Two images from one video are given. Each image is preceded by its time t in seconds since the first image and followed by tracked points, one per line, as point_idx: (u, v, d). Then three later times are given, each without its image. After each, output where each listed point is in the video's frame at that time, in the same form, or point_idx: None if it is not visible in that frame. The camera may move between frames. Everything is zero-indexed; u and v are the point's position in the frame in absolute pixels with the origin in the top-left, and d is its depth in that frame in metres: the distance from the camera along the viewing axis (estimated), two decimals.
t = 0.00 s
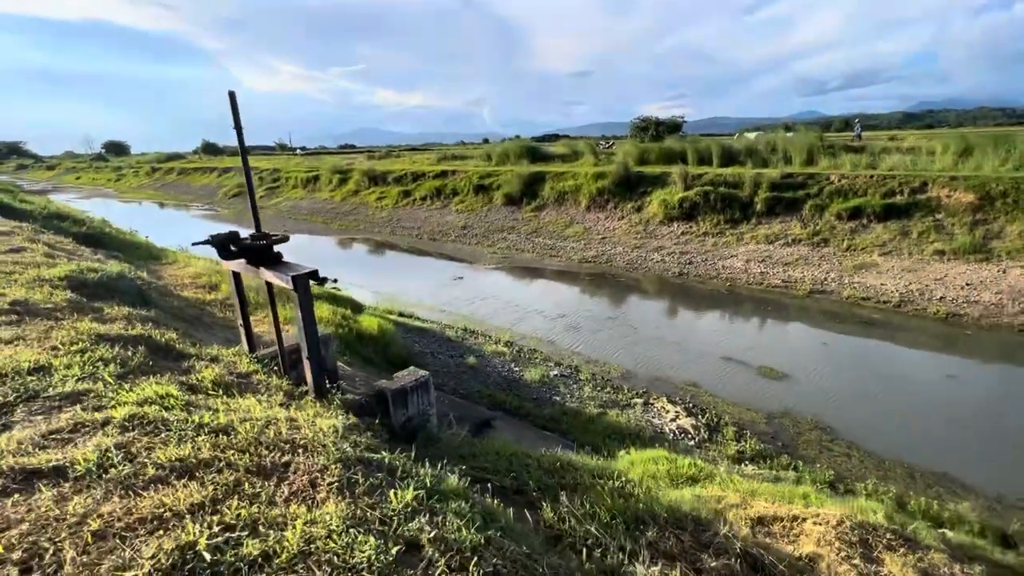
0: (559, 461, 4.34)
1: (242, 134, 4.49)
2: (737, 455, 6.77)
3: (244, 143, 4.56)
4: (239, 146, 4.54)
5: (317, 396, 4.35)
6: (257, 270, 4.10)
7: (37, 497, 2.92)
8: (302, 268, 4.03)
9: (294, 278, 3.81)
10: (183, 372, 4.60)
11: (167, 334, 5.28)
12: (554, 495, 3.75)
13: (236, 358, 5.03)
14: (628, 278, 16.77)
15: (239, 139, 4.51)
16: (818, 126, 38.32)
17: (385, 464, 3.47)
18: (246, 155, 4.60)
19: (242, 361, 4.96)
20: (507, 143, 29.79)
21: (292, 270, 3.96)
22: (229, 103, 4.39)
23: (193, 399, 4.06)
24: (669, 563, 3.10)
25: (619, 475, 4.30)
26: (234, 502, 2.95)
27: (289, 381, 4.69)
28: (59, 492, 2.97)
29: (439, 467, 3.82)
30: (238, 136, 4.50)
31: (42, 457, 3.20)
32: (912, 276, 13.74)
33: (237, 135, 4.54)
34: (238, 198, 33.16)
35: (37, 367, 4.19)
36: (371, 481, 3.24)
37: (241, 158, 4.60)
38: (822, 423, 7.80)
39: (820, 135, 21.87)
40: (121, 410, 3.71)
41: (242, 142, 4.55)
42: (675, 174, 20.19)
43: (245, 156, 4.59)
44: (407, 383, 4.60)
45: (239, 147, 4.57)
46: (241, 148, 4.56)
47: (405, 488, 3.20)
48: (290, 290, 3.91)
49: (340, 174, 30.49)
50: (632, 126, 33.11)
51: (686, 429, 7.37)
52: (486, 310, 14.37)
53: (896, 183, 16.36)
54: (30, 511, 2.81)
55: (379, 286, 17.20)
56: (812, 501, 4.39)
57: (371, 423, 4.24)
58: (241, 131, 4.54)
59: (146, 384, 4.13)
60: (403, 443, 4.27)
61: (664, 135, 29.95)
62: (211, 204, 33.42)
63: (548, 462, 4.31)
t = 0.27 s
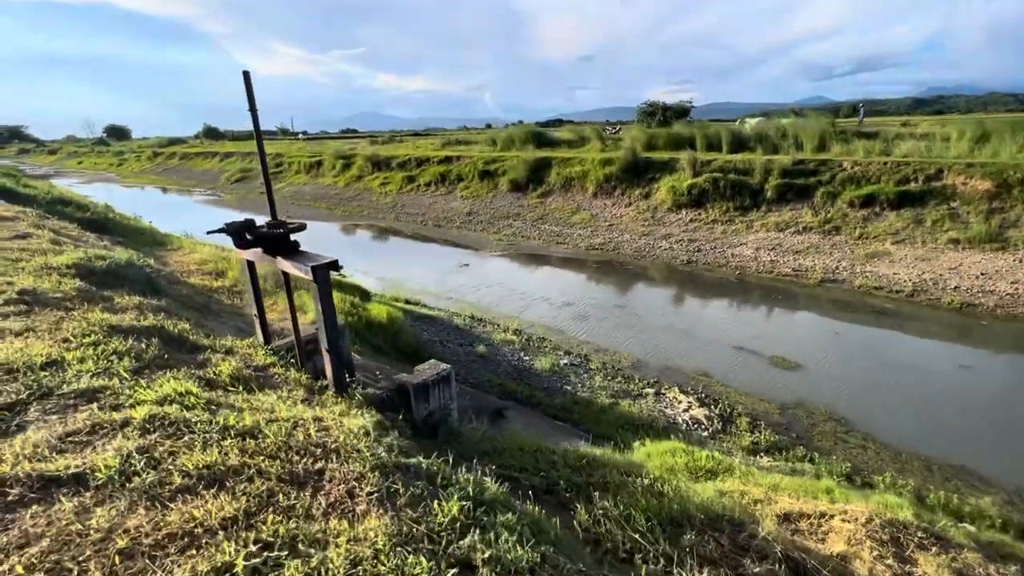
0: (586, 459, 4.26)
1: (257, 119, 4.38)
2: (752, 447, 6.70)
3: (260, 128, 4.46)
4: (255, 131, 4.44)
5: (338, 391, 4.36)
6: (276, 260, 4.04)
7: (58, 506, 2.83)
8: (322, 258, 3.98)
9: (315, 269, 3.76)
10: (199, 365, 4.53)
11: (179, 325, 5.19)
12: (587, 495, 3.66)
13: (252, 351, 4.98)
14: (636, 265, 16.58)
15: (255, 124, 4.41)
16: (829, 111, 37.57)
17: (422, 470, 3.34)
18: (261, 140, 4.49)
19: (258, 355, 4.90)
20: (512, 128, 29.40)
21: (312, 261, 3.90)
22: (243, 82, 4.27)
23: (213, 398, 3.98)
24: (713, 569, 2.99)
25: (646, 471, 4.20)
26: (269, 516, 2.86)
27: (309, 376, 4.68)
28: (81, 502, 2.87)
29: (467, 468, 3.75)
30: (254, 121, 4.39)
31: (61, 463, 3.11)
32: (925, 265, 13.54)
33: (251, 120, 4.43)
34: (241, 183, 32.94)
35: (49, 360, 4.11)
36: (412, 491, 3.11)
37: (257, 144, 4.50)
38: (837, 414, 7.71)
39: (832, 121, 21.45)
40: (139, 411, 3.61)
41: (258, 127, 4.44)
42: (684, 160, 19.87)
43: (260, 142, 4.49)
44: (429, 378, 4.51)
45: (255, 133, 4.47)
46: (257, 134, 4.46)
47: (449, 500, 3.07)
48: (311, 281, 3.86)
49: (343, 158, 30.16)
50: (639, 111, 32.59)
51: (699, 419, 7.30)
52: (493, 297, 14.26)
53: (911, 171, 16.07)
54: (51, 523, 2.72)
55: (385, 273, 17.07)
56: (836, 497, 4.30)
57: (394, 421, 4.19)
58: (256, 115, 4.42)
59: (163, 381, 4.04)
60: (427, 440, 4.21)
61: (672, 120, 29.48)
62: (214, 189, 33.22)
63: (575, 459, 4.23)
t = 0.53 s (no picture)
0: (627, 476, 4.09)
1: (288, 114, 4.30)
2: (786, 458, 6.42)
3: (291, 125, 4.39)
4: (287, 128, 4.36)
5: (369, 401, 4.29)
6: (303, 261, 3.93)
7: (76, 544, 2.69)
8: (351, 260, 3.87)
9: (345, 271, 3.66)
10: (224, 372, 4.43)
11: (203, 327, 5.12)
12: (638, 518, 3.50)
13: (279, 356, 4.89)
14: (657, 265, 16.23)
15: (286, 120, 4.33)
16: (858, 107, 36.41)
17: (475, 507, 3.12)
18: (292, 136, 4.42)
19: (284, 361, 4.80)
20: (531, 124, 29.12)
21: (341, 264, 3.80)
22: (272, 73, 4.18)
23: (239, 414, 3.81)
24: None
25: (691, 489, 4.01)
26: (309, 566, 2.66)
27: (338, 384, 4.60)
28: (101, 539, 2.73)
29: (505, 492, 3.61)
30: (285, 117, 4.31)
31: (80, 492, 2.96)
32: (964, 268, 12.99)
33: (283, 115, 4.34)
34: (261, 178, 33.25)
35: (72, 366, 4.03)
36: (469, 532, 2.88)
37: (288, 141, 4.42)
38: (873, 424, 7.36)
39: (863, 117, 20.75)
40: (161, 428, 3.48)
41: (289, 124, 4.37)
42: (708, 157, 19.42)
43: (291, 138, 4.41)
44: (464, 387, 4.54)
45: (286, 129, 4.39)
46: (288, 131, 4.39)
47: (510, 543, 2.84)
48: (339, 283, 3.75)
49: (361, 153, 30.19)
50: (660, 107, 32.01)
51: (728, 427, 7.03)
52: (512, 295, 14.07)
53: (947, 169, 15.45)
54: (70, 566, 2.58)
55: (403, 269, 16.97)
56: (886, 518, 4.05)
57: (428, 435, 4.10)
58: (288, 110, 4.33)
59: (188, 394, 3.90)
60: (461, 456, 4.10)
61: (694, 117, 28.90)
62: (234, 184, 33.60)
63: (616, 476, 4.06)
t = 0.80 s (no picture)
0: (680, 506, 3.88)
1: (332, 125, 4.23)
2: (831, 480, 6.10)
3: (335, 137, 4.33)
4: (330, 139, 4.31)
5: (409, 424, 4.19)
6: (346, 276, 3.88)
7: None
8: (395, 277, 3.82)
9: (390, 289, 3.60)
10: (264, 392, 4.30)
11: (240, 341, 5.06)
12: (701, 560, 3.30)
13: (316, 373, 4.78)
14: (686, 272, 15.85)
15: (330, 131, 4.27)
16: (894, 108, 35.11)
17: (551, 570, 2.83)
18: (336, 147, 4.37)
19: (322, 379, 4.68)
20: (555, 129, 28.95)
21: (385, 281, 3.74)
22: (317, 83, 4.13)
23: (287, 446, 3.57)
24: None
25: (747, 525, 3.79)
26: None
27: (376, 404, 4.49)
28: None
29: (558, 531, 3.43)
30: (329, 127, 4.24)
31: (126, 539, 2.68)
32: (1016, 279, 12.31)
33: (326, 126, 4.29)
34: (288, 183, 33.86)
35: (113, 388, 3.93)
36: None
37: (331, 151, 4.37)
38: (925, 446, 6.95)
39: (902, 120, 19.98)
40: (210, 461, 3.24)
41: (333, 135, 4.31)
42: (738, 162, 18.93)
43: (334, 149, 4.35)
44: (508, 410, 4.40)
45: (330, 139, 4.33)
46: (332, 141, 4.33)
47: None
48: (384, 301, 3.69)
49: (386, 158, 30.52)
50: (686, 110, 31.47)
51: (768, 445, 6.72)
52: (537, 302, 13.90)
53: (996, 174, 14.71)
54: None
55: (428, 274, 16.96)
56: (956, 558, 3.76)
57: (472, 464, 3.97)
58: (333, 122, 4.29)
59: (233, 422, 3.69)
60: (507, 484, 3.95)
61: (722, 120, 28.32)
62: (263, 188, 34.31)
63: (668, 507, 3.86)
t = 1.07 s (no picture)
0: (726, 520, 3.69)
1: (361, 129, 4.16)
2: (863, 486, 5.91)
3: (364, 143, 4.26)
4: (359, 145, 4.24)
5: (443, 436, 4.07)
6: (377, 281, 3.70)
7: None
8: (428, 281, 3.64)
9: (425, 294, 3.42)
10: (291, 403, 4.17)
11: (261, 348, 4.93)
12: None
13: (343, 383, 4.62)
14: (700, 270, 15.61)
15: (359, 136, 4.19)
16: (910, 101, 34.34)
17: None
18: (364, 153, 4.30)
19: (350, 390, 4.52)
20: (564, 126, 28.73)
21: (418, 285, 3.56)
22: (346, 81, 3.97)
23: (324, 465, 3.38)
24: None
25: (796, 542, 3.60)
26: None
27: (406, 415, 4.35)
28: None
29: (607, 554, 3.25)
30: (358, 131, 4.16)
31: None
32: None
33: (355, 132, 4.22)
34: (297, 183, 33.95)
35: (137, 403, 3.79)
36: None
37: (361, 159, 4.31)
38: (958, 450, 6.74)
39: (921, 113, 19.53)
40: (245, 483, 3.07)
41: (362, 141, 4.24)
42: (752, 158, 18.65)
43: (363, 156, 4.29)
44: (544, 421, 4.11)
45: (359, 146, 4.26)
46: (360, 147, 4.25)
47: None
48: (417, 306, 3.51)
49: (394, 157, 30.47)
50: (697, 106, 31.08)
51: (795, 449, 6.53)
52: (549, 301, 13.75)
53: (1020, 169, 14.34)
54: None
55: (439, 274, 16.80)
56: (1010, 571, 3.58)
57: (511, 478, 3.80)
58: (361, 128, 4.21)
59: (265, 440, 3.51)
60: (547, 497, 3.78)
61: (734, 116, 27.94)
62: (272, 188, 34.44)
63: (715, 523, 3.66)
